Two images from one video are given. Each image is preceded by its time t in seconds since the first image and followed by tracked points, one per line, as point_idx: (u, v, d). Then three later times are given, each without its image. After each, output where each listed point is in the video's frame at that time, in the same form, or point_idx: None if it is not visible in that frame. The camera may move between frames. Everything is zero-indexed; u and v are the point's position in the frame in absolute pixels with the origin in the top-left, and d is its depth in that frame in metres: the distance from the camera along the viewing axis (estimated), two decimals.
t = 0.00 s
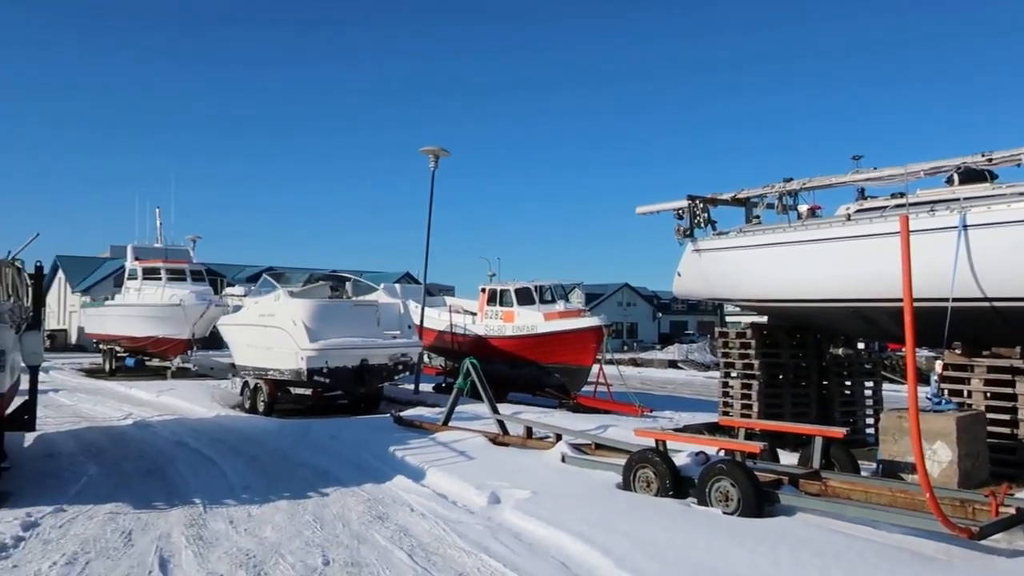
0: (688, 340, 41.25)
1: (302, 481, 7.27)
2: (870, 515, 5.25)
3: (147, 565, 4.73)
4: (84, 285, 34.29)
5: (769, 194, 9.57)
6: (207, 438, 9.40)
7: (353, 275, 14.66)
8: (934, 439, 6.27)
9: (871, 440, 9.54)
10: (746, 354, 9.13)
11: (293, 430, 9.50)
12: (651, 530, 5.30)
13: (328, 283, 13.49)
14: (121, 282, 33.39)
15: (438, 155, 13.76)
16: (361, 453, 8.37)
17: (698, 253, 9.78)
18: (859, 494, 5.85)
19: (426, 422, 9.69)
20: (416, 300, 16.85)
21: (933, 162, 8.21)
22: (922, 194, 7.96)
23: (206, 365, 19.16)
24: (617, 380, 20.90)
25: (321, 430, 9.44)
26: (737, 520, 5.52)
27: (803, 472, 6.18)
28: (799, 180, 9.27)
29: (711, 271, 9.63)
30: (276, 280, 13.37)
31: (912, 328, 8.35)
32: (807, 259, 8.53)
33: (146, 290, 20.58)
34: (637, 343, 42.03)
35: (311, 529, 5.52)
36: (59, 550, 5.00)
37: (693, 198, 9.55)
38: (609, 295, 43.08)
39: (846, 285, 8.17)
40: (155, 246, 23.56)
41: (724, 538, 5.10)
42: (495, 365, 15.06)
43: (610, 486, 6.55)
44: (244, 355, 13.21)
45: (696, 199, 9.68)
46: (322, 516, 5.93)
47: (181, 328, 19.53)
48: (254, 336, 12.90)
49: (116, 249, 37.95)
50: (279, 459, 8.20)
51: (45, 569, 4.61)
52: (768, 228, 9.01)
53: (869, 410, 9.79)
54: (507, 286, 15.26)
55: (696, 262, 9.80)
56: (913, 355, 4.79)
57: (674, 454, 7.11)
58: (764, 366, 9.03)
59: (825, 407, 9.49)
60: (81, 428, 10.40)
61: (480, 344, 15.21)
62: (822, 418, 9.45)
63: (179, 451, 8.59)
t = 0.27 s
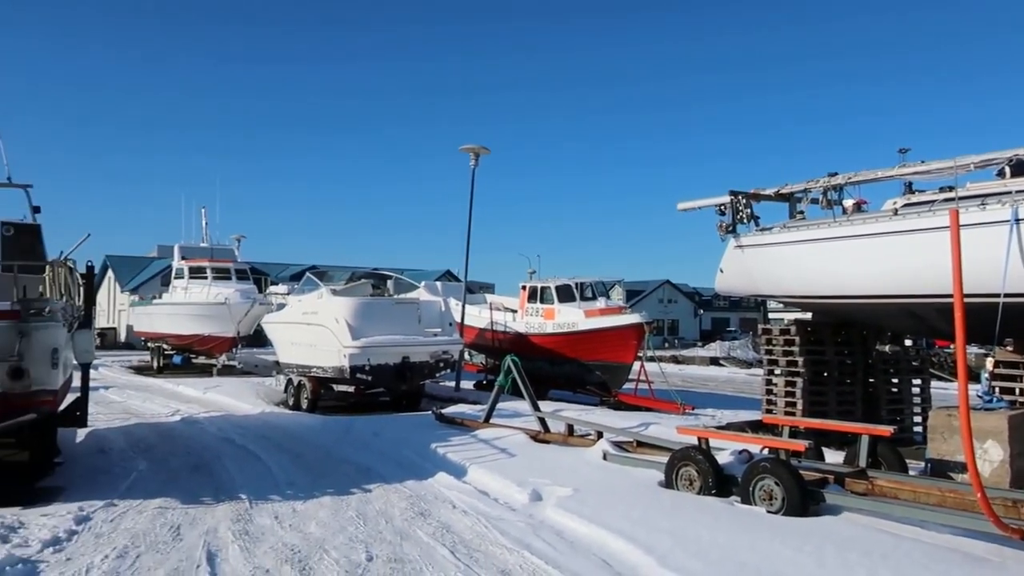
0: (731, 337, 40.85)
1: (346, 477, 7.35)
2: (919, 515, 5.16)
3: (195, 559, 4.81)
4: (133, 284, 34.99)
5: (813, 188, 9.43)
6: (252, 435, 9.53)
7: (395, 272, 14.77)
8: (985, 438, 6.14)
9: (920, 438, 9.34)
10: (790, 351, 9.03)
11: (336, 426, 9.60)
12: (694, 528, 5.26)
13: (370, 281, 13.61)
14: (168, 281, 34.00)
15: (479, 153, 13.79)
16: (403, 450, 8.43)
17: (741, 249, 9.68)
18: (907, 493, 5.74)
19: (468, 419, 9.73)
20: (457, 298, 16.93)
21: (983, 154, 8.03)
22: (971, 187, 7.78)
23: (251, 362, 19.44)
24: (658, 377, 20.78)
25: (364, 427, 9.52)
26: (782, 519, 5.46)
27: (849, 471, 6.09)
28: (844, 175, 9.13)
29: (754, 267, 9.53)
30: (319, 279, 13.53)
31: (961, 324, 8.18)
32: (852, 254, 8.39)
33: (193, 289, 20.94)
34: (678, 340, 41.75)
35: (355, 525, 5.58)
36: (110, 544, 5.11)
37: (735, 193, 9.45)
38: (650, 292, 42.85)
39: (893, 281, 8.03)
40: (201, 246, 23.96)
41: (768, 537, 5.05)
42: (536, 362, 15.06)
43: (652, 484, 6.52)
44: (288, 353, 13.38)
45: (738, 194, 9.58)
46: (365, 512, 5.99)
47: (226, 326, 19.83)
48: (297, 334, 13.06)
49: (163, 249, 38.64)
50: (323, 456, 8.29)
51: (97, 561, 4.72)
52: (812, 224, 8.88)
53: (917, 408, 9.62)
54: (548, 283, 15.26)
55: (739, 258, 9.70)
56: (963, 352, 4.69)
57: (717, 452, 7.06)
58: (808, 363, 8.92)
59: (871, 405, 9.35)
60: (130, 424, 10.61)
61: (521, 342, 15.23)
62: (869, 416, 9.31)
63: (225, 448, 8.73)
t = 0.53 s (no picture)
0: (756, 334, 40.61)
1: (371, 474, 7.38)
2: (949, 515, 5.09)
3: (223, 555, 4.85)
4: (160, 282, 35.34)
5: (840, 184, 9.34)
6: (278, 432, 9.60)
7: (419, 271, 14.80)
8: (1016, 437, 6.06)
9: (948, 437, 9.23)
10: (816, 349, 8.95)
11: (361, 424, 9.65)
12: (719, 527, 5.23)
13: (394, 280, 13.67)
14: (194, 280, 34.36)
15: (502, 151, 13.80)
16: (427, 447, 8.45)
17: (766, 246, 9.61)
18: (937, 493, 5.68)
19: (492, 417, 9.74)
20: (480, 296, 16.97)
21: (1014, 149, 7.92)
22: (1003, 183, 7.67)
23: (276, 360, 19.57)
24: (683, 375, 20.70)
25: (389, 425, 9.56)
26: (808, 518, 5.41)
27: (877, 470, 6.03)
28: (871, 170, 9.04)
29: (780, 264, 9.45)
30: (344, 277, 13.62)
31: (992, 322, 8.08)
32: (880, 251, 8.31)
33: (219, 287, 21.11)
34: (702, 338, 41.56)
35: (380, 523, 5.60)
36: (140, 539, 5.16)
37: (761, 190, 9.38)
38: (674, 289, 42.69)
39: (922, 278, 7.94)
40: (227, 245, 24.18)
41: (795, 535, 5.01)
42: (560, 359, 15.05)
43: (678, 482, 6.49)
44: (313, 351, 13.45)
45: (764, 190, 9.51)
46: (391, 509, 6.01)
47: (252, 324, 19.98)
48: (322, 332, 13.13)
49: (190, 248, 38.98)
50: (348, 453, 8.34)
51: (127, 557, 4.78)
52: (839, 220, 8.80)
53: (946, 406, 9.52)
54: (572, 281, 15.27)
55: (765, 255, 9.63)
56: (995, 350, 4.62)
57: (743, 451, 7.01)
58: (835, 361, 8.84)
59: (898, 403, 9.22)
60: (158, 422, 10.72)
61: (544, 340, 15.24)
62: (896, 414, 9.20)
63: (252, 445, 8.80)
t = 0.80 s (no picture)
0: (781, 331, 40.35)
1: (396, 471, 7.41)
2: (979, 514, 5.03)
3: (251, 551, 4.89)
4: (186, 280, 35.66)
5: (867, 180, 9.25)
6: (304, 429, 9.66)
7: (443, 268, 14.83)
8: None
9: (977, 435, 9.13)
10: (843, 346, 8.86)
11: (385, 421, 9.69)
12: (746, 525, 5.20)
13: (417, 277, 13.71)
14: (220, 278, 34.67)
15: (525, 149, 13.79)
16: (452, 444, 8.47)
17: (792, 242, 9.54)
18: (966, 491, 5.61)
19: (516, 414, 9.75)
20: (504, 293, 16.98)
21: None
22: None
23: (300, 357, 19.70)
24: (707, 372, 20.61)
25: (414, 422, 9.59)
26: (836, 517, 5.37)
27: (906, 469, 5.97)
28: (899, 166, 8.94)
29: (806, 260, 9.38)
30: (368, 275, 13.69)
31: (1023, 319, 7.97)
32: (908, 247, 8.22)
33: (244, 285, 21.27)
34: (727, 335, 41.34)
35: (406, 519, 5.62)
36: (169, 535, 5.22)
37: (786, 186, 9.31)
38: (698, 286, 42.48)
39: (951, 274, 7.85)
40: (253, 243, 24.36)
41: (823, 534, 4.97)
42: (583, 357, 15.03)
43: (703, 480, 6.46)
44: (338, 348, 13.52)
45: (790, 186, 9.43)
46: (416, 506, 6.03)
47: (277, 321, 20.11)
48: (346, 329, 13.20)
49: (215, 246, 39.30)
50: (373, 450, 8.38)
51: (156, 552, 4.83)
52: (866, 216, 8.72)
53: (975, 403, 9.40)
54: (595, 279, 15.35)
55: (790, 251, 9.56)
56: None
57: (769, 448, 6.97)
58: (862, 358, 8.74)
59: (927, 401, 9.13)
60: (185, 418, 10.83)
61: (568, 337, 15.22)
62: (924, 412, 9.11)
63: (278, 441, 8.87)
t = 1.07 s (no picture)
0: (804, 330, 40.08)
1: (419, 469, 7.44)
2: (1009, 515, 4.97)
3: (276, 547, 4.93)
4: (210, 279, 35.95)
5: (892, 177, 9.16)
6: (327, 427, 9.72)
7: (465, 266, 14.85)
8: None
9: (1005, 435, 9.03)
10: (868, 345, 8.78)
11: (408, 419, 9.73)
12: (771, 524, 5.17)
13: (439, 275, 13.75)
14: (243, 276, 34.93)
15: (547, 147, 13.78)
16: (475, 442, 8.48)
17: (817, 240, 9.47)
18: (995, 492, 5.55)
19: (538, 413, 9.75)
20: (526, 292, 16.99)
21: None
22: None
23: (323, 356, 19.81)
24: (730, 371, 20.51)
25: (436, 420, 9.61)
26: (862, 517, 5.33)
27: (933, 469, 5.90)
28: (925, 162, 8.84)
29: (831, 258, 9.31)
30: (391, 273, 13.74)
31: None
32: (935, 245, 8.13)
33: (267, 283, 21.41)
34: (749, 334, 41.11)
35: (429, 517, 5.64)
36: (195, 530, 5.27)
37: (811, 183, 9.24)
38: (720, 284, 42.28)
39: (979, 272, 7.75)
40: (276, 241, 24.53)
41: (849, 534, 4.94)
42: (605, 355, 14.99)
43: (727, 479, 6.43)
44: (361, 346, 13.58)
45: (814, 184, 9.36)
46: (439, 504, 6.04)
47: (300, 320, 20.23)
48: (369, 327, 13.25)
49: (239, 244, 39.59)
50: (396, 447, 8.40)
51: (184, 548, 4.88)
52: (892, 214, 8.63)
53: (1003, 403, 9.29)
54: (617, 277, 15.37)
55: (815, 249, 9.49)
56: None
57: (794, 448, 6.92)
58: (888, 357, 8.66)
59: (953, 400, 9.04)
60: (210, 415, 10.92)
61: (590, 335, 15.20)
62: (951, 411, 9.02)
63: (302, 439, 8.92)
